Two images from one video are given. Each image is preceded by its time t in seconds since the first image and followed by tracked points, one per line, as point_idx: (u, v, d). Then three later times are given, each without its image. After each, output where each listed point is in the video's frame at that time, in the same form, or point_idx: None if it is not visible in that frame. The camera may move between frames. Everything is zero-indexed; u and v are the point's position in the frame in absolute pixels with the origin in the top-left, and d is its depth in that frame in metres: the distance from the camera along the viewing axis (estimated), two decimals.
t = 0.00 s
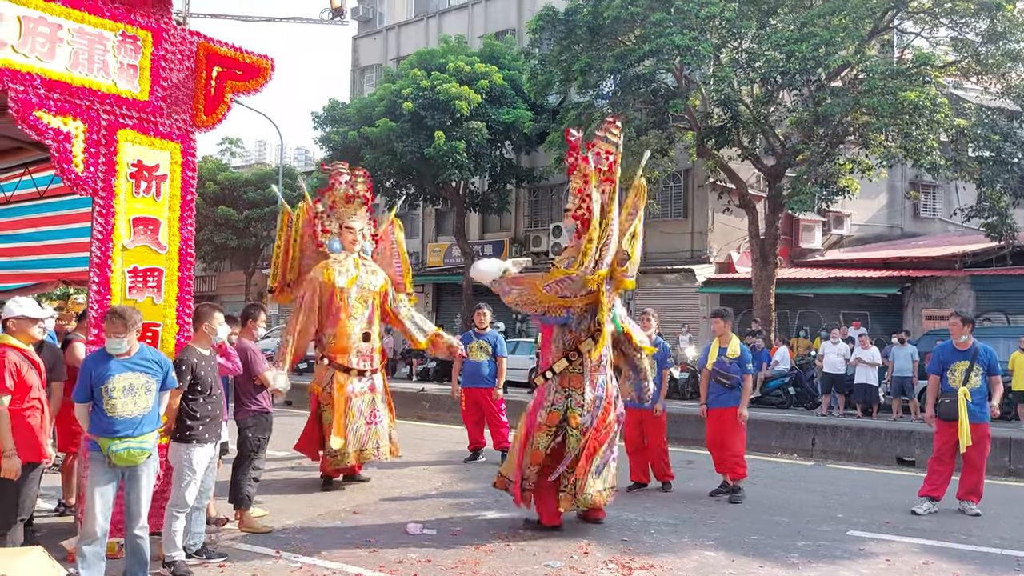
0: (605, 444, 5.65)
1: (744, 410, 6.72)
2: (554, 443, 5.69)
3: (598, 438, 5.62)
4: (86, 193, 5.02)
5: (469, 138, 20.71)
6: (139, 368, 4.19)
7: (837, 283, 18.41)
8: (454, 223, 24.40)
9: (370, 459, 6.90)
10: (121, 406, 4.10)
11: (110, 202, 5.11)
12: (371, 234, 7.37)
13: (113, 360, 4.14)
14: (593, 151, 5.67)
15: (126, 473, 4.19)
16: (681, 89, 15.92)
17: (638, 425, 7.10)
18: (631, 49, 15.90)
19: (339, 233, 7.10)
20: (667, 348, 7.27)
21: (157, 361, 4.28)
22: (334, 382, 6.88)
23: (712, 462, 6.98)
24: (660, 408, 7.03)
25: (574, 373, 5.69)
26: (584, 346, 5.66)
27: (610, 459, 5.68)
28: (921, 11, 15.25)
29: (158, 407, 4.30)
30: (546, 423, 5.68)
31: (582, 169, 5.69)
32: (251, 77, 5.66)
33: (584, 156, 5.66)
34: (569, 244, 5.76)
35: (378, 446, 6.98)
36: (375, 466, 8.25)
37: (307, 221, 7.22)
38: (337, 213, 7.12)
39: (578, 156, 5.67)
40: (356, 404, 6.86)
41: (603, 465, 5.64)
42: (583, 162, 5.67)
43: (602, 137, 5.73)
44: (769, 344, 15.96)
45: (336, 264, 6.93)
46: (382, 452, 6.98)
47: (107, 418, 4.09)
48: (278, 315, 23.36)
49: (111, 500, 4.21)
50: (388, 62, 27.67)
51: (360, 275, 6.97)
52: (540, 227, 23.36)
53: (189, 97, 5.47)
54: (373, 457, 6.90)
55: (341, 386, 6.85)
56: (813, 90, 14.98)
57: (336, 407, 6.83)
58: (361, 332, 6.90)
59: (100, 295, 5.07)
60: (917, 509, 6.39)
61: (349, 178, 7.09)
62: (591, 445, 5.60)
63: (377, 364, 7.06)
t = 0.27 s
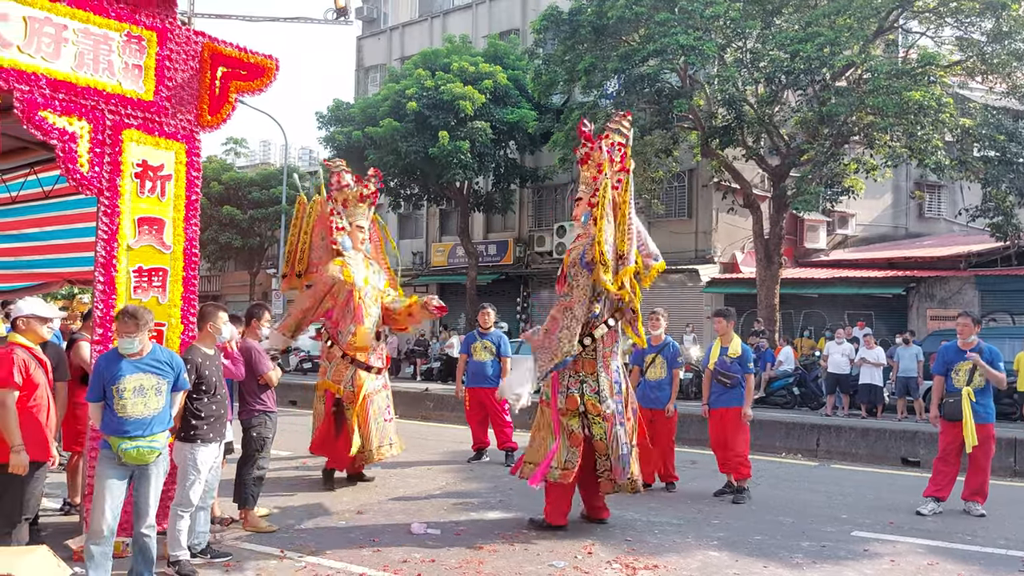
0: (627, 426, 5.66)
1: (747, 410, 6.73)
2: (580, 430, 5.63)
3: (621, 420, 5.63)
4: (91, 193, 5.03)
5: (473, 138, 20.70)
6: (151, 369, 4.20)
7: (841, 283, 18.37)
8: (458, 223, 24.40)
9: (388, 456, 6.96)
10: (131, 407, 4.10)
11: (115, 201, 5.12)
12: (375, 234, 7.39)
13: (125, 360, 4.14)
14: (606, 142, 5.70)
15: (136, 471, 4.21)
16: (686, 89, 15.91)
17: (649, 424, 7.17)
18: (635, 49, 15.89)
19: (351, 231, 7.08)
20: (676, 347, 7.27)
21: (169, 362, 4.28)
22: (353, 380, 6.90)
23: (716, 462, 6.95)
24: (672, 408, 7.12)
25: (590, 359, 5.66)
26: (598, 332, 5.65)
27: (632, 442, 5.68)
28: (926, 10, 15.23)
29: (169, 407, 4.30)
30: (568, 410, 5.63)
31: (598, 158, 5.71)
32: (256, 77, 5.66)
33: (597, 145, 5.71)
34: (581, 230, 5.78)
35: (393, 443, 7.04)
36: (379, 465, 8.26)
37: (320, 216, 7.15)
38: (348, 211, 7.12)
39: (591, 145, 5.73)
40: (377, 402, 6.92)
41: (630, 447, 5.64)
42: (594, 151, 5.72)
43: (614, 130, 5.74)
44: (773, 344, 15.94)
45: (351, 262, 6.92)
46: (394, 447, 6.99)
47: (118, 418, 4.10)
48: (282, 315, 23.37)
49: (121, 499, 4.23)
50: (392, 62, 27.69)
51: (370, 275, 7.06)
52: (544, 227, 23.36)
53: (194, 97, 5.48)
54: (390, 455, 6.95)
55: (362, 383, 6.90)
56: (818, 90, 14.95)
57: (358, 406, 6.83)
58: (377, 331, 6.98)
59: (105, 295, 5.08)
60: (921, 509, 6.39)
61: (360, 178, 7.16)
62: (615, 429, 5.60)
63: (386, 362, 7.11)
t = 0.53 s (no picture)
0: (607, 417, 5.49)
1: (748, 409, 6.74)
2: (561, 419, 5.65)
3: (597, 410, 5.48)
4: (94, 191, 5.04)
5: (477, 137, 20.70)
6: (155, 368, 4.20)
7: (845, 283, 18.34)
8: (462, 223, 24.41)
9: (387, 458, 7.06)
10: (135, 405, 4.10)
11: (118, 201, 5.13)
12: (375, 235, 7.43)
13: (129, 359, 4.16)
14: (608, 133, 5.71)
15: (140, 470, 4.21)
16: (689, 89, 15.90)
17: (656, 424, 7.16)
18: (638, 48, 15.88)
19: (356, 233, 7.11)
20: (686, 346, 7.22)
21: (173, 361, 4.29)
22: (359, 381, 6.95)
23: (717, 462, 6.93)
24: (681, 409, 7.06)
25: (570, 348, 5.69)
26: (578, 321, 5.63)
27: (616, 437, 5.47)
28: (929, 10, 15.20)
29: (172, 407, 4.30)
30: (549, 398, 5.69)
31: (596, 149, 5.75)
32: (259, 76, 5.65)
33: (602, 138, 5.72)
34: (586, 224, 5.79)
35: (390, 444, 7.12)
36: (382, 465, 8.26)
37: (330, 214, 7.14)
38: (354, 213, 7.14)
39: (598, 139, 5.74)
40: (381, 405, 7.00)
41: (608, 438, 5.46)
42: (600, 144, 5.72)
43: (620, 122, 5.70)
44: (777, 344, 15.92)
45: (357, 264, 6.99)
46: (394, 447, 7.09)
47: (122, 417, 4.10)
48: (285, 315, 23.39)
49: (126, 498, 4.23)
50: (396, 62, 27.70)
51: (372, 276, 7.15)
52: (547, 227, 23.37)
53: (197, 96, 5.48)
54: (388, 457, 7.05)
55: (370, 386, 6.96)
56: (821, 89, 14.93)
57: (370, 407, 6.92)
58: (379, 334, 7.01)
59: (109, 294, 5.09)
60: (925, 509, 6.37)
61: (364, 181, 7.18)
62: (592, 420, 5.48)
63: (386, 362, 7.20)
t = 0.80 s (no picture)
0: (582, 434, 5.50)
1: (747, 409, 6.73)
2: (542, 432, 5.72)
3: (571, 425, 5.51)
4: (96, 189, 5.03)
5: (479, 137, 20.69)
6: (152, 365, 4.18)
7: (847, 283, 18.31)
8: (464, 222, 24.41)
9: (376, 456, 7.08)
10: (133, 403, 4.09)
11: (119, 198, 5.12)
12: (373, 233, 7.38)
13: (127, 356, 4.15)
14: (594, 146, 5.81)
15: (138, 468, 4.20)
16: (691, 89, 15.88)
17: (661, 424, 7.12)
18: (641, 48, 15.87)
19: (348, 231, 7.08)
20: (689, 346, 7.20)
21: (171, 359, 4.27)
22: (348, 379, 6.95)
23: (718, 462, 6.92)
24: (686, 410, 7.02)
25: (558, 361, 5.74)
26: (563, 335, 5.71)
27: (587, 455, 5.47)
28: (932, 10, 15.18)
29: (170, 405, 4.29)
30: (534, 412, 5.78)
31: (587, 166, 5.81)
32: (260, 75, 5.66)
33: (587, 154, 5.82)
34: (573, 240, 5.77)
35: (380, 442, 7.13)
36: (383, 464, 8.25)
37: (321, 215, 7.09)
38: (348, 211, 7.10)
39: (584, 154, 5.82)
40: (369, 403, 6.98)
41: (579, 455, 5.46)
42: (586, 159, 5.81)
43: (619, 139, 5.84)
44: (779, 344, 15.90)
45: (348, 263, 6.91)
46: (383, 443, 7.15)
47: (119, 414, 4.09)
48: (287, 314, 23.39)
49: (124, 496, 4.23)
50: (398, 61, 27.70)
51: (366, 274, 7.06)
52: (549, 227, 23.35)
53: (198, 94, 5.48)
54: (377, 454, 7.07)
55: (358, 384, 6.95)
56: (824, 89, 14.90)
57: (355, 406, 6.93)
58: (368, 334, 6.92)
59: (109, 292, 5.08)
60: (927, 510, 6.36)
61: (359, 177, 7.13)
62: (565, 435, 5.52)
63: (380, 361, 7.15)
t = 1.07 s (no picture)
0: (571, 426, 5.55)
1: (749, 409, 6.71)
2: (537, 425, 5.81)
3: (561, 417, 5.58)
4: (97, 187, 5.03)
5: (481, 136, 20.67)
6: (148, 363, 4.18)
7: (849, 283, 18.28)
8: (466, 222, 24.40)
9: (362, 458, 6.91)
10: (128, 400, 4.09)
11: (120, 197, 5.12)
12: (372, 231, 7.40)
13: (123, 353, 4.15)
14: (585, 139, 5.76)
15: (134, 467, 4.19)
16: (694, 88, 15.86)
17: (663, 423, 7.09)
18: (644, 47, 15.84)
19: (339, 227, 7.16)
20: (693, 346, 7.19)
21: (167, 356, 4.28)
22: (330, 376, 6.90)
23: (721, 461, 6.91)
24: (689, 409, 6.99)
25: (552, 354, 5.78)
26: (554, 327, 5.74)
27: (576, 447, 5.51)
28: (935, 10, 15.15)
29: (167, 403, 4.28)
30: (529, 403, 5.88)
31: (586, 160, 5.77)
32: (262, 73, 5.68)
33: (579, 148, 5.78)
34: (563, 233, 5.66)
35: (370, 444, 7.00)
36: (384, 463, 8.25)
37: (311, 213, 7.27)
38: (339, 207, 7.18)
39: (576, 150, 5.79)
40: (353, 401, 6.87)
41: (568, 446, 5.52)
42: (579, 153, 5.79)
43: (608, 130, 5.82)
44: (781, 344, 15.87)
45: (335, 258, 6.95)
46: (372, 451, 6.98)
47: (114, 412, 4.09)
48: (288, 313, 23.38)
49: (121, 495, 4.22)
50: (400, 60, 27.69)
51: (358, 271, 7.01)
52: (551, 226, 23.31)
53: (200, 93, 5.48)
54: (364, 456, 6.91)
55: (342, 381, 6.86)
56: (827, 88, 14.88)
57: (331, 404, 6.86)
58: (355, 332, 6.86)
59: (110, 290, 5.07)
60: (929, 510, 6.34)
61: (352, 172, 7.17)
62: (557, 426, 5.60)
63: (371, 361, 7.06)
